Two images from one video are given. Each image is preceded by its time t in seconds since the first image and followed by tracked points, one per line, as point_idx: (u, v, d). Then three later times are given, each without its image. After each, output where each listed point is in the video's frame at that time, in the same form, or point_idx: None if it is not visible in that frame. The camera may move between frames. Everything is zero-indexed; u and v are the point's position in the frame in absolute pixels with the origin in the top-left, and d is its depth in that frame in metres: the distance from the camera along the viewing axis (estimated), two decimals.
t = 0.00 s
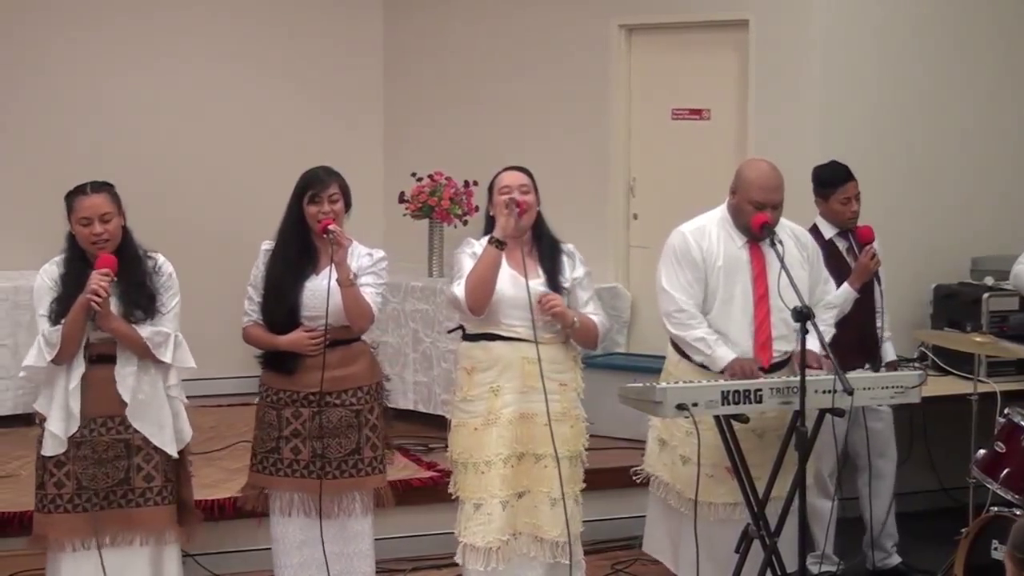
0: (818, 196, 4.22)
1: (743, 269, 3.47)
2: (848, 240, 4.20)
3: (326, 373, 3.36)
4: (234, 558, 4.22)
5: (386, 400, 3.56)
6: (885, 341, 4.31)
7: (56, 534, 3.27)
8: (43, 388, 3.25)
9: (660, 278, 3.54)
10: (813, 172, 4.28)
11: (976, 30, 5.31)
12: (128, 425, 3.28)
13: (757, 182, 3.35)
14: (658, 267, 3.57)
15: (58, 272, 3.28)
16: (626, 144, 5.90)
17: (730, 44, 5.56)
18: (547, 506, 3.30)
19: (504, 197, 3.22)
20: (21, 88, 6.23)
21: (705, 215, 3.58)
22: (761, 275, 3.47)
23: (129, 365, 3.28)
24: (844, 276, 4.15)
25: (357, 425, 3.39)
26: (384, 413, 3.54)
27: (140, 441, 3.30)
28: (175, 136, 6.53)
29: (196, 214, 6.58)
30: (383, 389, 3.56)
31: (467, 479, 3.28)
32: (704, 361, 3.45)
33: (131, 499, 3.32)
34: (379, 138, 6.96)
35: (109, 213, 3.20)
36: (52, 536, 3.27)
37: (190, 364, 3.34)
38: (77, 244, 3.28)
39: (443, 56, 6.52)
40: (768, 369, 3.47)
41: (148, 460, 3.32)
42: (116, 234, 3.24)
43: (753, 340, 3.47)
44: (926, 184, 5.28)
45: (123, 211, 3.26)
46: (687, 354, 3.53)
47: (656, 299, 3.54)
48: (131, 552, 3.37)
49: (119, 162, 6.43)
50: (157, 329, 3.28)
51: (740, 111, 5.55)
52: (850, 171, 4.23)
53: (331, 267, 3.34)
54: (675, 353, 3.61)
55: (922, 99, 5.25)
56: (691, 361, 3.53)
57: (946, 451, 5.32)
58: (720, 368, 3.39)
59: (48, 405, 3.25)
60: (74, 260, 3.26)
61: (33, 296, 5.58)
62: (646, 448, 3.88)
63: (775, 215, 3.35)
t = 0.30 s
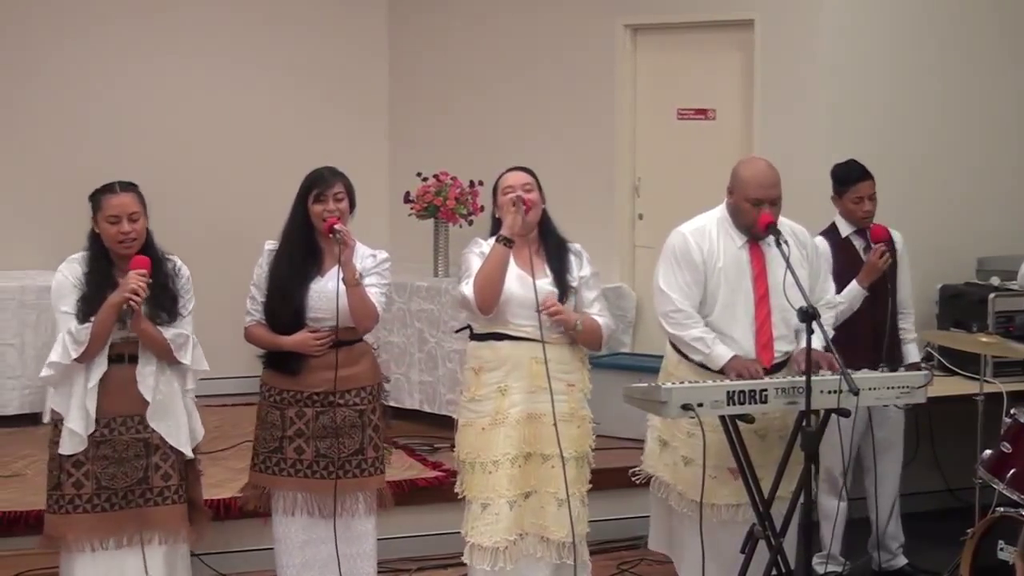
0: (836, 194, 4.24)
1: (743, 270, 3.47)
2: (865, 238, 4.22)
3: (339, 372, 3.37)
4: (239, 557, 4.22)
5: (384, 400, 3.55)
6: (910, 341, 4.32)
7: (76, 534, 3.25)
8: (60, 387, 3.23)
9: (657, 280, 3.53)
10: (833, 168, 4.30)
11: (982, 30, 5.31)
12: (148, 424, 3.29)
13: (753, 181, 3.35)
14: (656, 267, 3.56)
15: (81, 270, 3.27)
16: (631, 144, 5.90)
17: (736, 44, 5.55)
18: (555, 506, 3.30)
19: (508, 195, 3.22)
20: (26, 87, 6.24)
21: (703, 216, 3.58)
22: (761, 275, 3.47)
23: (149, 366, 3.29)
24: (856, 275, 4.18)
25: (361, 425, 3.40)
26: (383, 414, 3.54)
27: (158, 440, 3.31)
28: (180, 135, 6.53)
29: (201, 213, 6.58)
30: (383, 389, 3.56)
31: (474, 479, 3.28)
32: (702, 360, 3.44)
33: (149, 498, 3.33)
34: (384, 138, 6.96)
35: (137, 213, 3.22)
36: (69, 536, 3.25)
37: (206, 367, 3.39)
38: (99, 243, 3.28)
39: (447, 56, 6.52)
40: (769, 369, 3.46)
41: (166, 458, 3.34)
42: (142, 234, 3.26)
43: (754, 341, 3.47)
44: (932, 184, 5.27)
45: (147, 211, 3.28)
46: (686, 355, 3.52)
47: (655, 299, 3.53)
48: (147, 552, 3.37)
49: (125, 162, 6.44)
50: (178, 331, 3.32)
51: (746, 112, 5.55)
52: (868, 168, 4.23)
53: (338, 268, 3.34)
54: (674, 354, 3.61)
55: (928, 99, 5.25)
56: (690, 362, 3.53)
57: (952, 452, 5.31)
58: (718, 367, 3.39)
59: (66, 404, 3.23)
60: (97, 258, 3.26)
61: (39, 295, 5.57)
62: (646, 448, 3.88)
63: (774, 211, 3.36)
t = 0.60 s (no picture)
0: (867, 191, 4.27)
1: (753, 269, 3.46)
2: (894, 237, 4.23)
3: (353, 372, 3.37)
4: (253, 557, 4.23)
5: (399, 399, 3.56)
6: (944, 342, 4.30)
7: (103, 532, 3.25)
8: (91, 384, 3.21)
9: (666, 278, 3.52)
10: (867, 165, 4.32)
11: (993, 30, 5.30)
12: (174, 422, 3.31)
13: (759, 178, 3.36)
14: (665, 266, 3.54)
15: (112, 266, 3.27)
16: (642, 144, 5.90)
17: (747, 43, 5.55)
18: (566, 505, 3.30)
19: (521, 195, 3.21)
20: (39, 87, 6.26)
21: (712, 215, 3.57)
22: (770, 274, 3.46)
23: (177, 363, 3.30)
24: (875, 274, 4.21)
25: (376, 424, 3.41)
26: (398, 413, 3.55)
27: (182, 438, 3.33)
28: (193, 136, 6.54)
29: (213, 214, 6.59)
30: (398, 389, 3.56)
31: (486, 477, 3.28)
32: (715, 354, 3.43)
33: (172, 496, 3.34)
34: (396, 138, 6.96)
35: (172, 212, 3.24)
36: (96, 534, 3.25)
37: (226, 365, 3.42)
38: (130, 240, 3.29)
39: (458, 57, 6.52)
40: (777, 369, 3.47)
41: (188, 456, 3.35)
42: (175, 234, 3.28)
43: (762, 339, 3.47)
44: (944, 184, 5.26)
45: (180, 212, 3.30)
46: (695, 353, 3.51)
47: (663, 298, 3.52)
48: (170, 549, 3.38)
49: (137, 161, 6.45)
50: (205, 329, 3.35)
51: (757, 112, 5.54)
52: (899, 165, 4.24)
53: (353, 266, 3.34)
54: (680, 354, 3.61)
55: (940, 99, 5.24)
56: (697, 361, 3.52)
57: (963, 452, 5.30)
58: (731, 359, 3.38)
59: (96, 401, 3.21)
60: (129, 254, 3.26)
61: (52, 295, 5.58)
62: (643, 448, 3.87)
63: (780, 206, 3.36)
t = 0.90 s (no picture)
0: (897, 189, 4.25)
1: (769, 269, 3.46)
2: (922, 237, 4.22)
3: (365, 372, 3.37)
4: (267, 556, 4.24)
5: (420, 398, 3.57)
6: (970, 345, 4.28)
7: (111, 530, 3.27)
8: (103, 380, 3.23)
9: (685, 282, 3.52)
10: (901, 163, 4.29)
11: (1009, 29, 5.28)
12: (186, 423, 3.30)
13: (773, 178, 3.35)
14: (682, 269, 3.55)
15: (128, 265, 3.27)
16: (655, 145, 5.89)
17: (762, 43, 5.54)
18: (578, 504, 3.30)
19: (534, 197, 3.21)
20: (54, 88, 6.29)
21: (730, 216, 3.57)
22: (786, 274, 3.46)
23: (189, 363, 3.30)
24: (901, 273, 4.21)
25: (398, 422, 3.41)
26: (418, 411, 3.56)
27: (194, 439, 3.32)
28: (207, 136, 6.55)
29: (227, 214, 6.60)
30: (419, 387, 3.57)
31: (498, 477, 3.28)
32: (733, 360, 3.44)
33: (182, 496, 3.33)
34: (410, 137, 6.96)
35: (193, 216, 3.25)
36: (105, 532, 3.27)
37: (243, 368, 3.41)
38: (149, 239, 3.29)
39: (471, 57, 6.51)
40: (796, 369, 3.47)
41: (199, 457, 3.34)
42: (193, 237, 3.28)
43: (780, 340, 3.47)
44: (961, 184, 5.23)
45: (202, 217, 3.30)
46: (713, 355, 3.51)
47: (681, 301, 3.52)
48: (181, 548, 3.38)
49: (151, 162, 6.47)
50: (218, 331, 3.34)
51: (772, 111, 5.53)
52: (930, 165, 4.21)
53: (370, 264, 3.35)
54: (698, 353, 3.61)
55: (955, 98, 5.22)
56: (715, 361, 3.53)
57: (978, 453, 5.29)
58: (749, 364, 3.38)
59: (109, 398, 3.23)
60: (146, 254, 3.27)
61: (68, 294, 5.59)
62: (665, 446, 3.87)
63: (795, 206, 3.35)
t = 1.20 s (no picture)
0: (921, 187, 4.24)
1: (786, 270, 3.45)
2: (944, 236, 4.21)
3: (391, 372, 3.37)
4: (282, 555, 4.25)
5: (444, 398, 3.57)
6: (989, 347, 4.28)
7: (110, 528, 3.26)
8: (106, 382, 3.25)
9: (701, 284, 3.52)
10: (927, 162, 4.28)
11: None
12: (187, 424, 3.28)
13: (789, 178, 3.35)
14: (698, 271, 3.54)
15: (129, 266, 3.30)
16: (671, 145, 5.89)
17: (778, 43, 5.53)
18: (594, 504, 3.30)
19: (546, 197, 3.21)
20: (70, 87, 6.30)
21: (746, 216, 3.57)
22: (803, 275, 3.45)
23: (189, 364, 3.28)
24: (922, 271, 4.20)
25: (422, 421, 3.41)
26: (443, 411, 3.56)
27: (196, 440, 3.30)
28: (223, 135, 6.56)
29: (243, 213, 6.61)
30: (443, 386, 3.57)
31: (513, 477, 3.29)
32: (746, 363, 3.43)
33: (184, 497, 3.32)
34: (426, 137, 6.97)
35: (187, 214, 3.24)
36: (104, 530, 3.26)
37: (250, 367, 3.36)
38: (149, 240, 3.31)
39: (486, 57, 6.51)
40: (813, 370, 3.46)
41: (203, 458, 3.32)
42: (190, 236, 3.28)
43: (797, 341, 3.47)
44: (978, 184, 5.22)
45: (200, 214, 3.30)
46: (729, 357, 3.51)
47: (698, 303, 3.52)
48: (180, 550, 3.36)
49: (167, 161, 6.48)
50: (219, 330, 3.30)
51: (788, 111, 5.52)
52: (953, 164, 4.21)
53: (391, 263, 3.36)
54: (716, 354, 3.60)
55: (972, 98, 5.20)
56: (732, 363, 3.52)
57: (995, 453, 5.27)
58: (762, 370, 3.38)
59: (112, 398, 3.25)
60: (146, 255, 3.29)
61: (85, 293, 5.60)
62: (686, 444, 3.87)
63: (811, 205, 3.34)
